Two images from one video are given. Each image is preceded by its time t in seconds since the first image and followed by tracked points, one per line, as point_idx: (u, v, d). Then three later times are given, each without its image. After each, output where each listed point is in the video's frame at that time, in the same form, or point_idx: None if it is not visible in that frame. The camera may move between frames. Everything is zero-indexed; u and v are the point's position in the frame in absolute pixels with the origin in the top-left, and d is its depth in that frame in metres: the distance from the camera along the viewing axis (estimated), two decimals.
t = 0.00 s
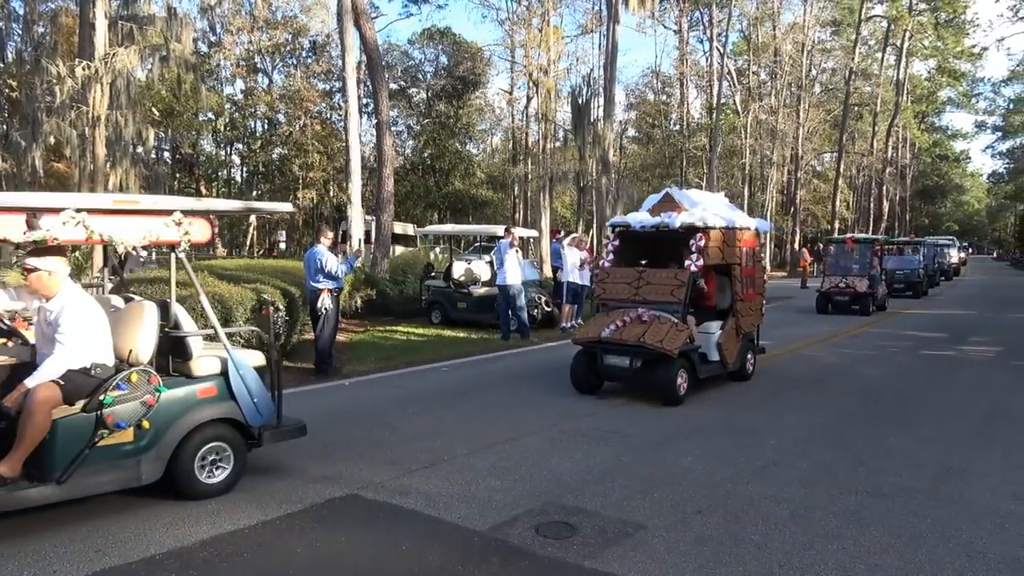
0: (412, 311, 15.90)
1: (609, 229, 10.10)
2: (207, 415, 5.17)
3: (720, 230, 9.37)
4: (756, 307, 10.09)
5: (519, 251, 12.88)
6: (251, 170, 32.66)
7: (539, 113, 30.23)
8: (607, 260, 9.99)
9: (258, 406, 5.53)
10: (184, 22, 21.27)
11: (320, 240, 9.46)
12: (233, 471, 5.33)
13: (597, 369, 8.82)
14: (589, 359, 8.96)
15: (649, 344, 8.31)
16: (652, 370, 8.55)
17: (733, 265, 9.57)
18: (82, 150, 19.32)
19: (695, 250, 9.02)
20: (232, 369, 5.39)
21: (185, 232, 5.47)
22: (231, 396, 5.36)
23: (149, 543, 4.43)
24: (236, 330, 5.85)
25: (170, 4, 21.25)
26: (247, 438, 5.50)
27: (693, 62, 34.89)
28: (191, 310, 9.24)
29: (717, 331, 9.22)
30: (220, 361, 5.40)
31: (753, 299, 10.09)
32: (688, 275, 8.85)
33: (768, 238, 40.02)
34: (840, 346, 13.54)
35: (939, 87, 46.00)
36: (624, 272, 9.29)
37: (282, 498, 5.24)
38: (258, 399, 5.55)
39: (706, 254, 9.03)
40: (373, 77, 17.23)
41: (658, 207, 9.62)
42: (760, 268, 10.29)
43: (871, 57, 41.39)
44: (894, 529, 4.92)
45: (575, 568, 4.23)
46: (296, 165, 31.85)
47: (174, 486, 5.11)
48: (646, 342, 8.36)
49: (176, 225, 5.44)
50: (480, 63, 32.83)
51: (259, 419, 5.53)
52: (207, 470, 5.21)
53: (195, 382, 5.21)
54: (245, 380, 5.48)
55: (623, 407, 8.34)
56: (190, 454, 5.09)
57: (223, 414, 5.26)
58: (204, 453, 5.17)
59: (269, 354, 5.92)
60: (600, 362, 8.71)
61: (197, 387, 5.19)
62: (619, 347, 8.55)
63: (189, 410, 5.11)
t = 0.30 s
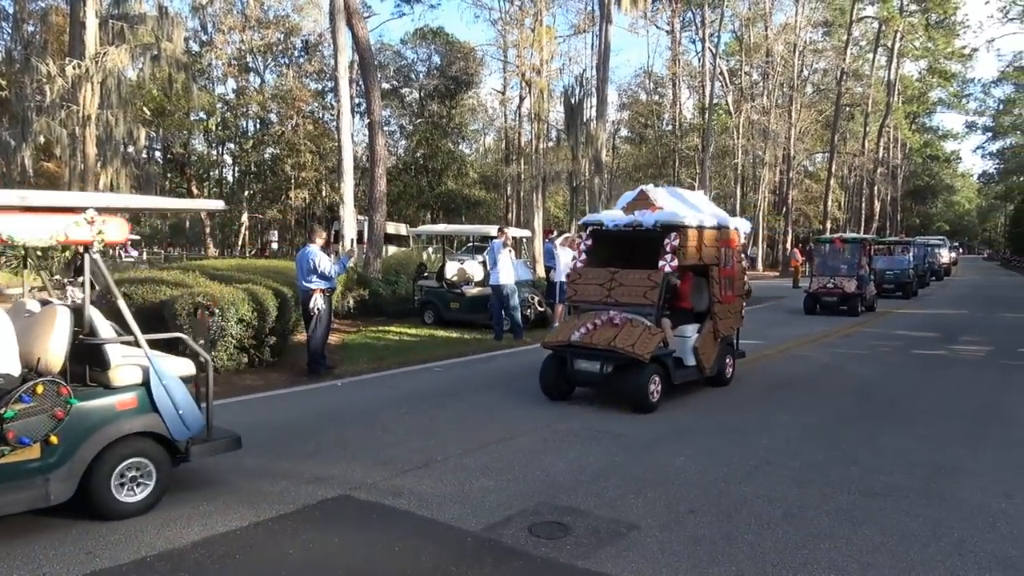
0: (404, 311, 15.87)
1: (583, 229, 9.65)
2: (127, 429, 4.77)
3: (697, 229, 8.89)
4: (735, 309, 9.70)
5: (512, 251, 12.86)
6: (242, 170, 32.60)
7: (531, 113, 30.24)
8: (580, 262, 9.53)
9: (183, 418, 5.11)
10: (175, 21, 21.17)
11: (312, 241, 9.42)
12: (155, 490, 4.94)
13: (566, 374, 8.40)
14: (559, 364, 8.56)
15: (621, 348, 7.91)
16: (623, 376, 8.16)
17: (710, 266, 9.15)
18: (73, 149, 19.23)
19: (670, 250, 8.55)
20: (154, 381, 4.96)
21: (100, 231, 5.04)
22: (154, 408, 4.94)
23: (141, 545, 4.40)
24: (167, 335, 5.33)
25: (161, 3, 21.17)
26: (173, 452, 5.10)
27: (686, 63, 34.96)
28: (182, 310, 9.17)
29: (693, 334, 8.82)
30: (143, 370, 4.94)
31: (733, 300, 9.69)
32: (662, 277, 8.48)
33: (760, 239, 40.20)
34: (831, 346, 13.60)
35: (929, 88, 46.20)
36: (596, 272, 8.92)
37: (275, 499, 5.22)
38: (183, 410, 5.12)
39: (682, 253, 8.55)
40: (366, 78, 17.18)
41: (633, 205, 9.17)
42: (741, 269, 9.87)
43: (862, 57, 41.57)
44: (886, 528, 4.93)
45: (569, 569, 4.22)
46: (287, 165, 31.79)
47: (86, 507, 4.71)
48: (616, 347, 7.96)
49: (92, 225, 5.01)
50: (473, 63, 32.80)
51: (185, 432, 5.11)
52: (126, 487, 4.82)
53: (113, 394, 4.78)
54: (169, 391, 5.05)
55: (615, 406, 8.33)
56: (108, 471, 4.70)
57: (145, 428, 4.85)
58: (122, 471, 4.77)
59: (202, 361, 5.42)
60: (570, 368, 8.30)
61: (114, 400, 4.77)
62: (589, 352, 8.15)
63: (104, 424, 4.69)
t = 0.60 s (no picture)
0: (400, 310, 15.87)
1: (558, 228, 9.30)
2: (39, 444, 4.38)
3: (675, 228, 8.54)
4: (717, 311, 9.34)
5: (508, 251, 12.88)
6: (238, 169, 32.56)
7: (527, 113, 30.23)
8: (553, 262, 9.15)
9: (106, 431, 4.68)
10: (169, 20, 21.07)
11: (309, 240, 9.42)
12: (72, 510, 4.55)
13: (538, 379, 8.02)
14: (531, 369, 8.17)
15: (591, 353, 7.49)
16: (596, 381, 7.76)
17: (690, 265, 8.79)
18: (68, 149, 19.19)
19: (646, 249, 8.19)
20: (71, 391, 4.56)
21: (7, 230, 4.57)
22: (71, 420, 4.55)
23: (137, 545, 4.40)
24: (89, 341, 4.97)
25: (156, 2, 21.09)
26: (96, 469, 4.70)
27: (681, 62, 34.97)
28: (178, 311, 9.18)
29: (672, 337, 8.47)
30: (59, 380, 4.55)
31: (715, 302, 9.33)
32: (637, 278, 8.18)
33: (756, 238, 40.29)
34: (826, 345, 13.61)
35: (924, 88, 46.26)
36: (569, 273, 8.63)
37: (271, 499, 5.21)
38: (106, 422, 4.70)
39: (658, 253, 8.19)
40: (362, 77, 17.15)
41: (609, 203, 8.81)
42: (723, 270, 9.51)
43: (857, 57, 41.61)
44: (882, 527, 4.94)
45: (565, 568, 4.23)
46: (283, 165, 31.74)
47: None
48: (587, 350, 7.56)
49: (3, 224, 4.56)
50: (468, 63, 32.76)
51: (108, 447, 4.68)
52: (40, 508, 4.42)
53: (24, 406, 4.40)
54: (89, 402, 4.64)
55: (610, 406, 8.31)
56: (18, 487, 4.31)
57: (60, 442, 4.45)
58: (34, 489, 4.37)
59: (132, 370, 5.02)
60: (542, 372, 7.93)
61: (23, 412, 4.37)
62: (561, 356, 7.76)
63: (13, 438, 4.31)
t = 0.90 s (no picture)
0: (401, 309, 15.87)
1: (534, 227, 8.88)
2: None
3: (654, 226, 8.15)
4: (703, 313, 8.99)
5: (509, 250, 12.89)
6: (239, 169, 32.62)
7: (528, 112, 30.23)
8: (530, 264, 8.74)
9: (23, 446, 4.30)
10: (171, 19, 21.07)
11: (310, 239, 9.43)
12: None
13: (512, 385, 7.65)
14: (505, 373, 7.80)
15: (564, 358, 7.12)
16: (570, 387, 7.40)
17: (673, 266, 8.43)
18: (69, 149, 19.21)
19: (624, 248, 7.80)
20: None
21: None
22: None
23: (138, 544, 4.40)
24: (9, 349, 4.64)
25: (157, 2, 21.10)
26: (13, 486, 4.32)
27: (682, 62, 34.97)
28: (178, 309, 9.18)
29: (653, 341, 8.14)
30: None
31: (700, 304, 8.98)
32: (615, 278, 7.81)
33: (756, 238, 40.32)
34: (827, 344, 13.62)
35: (925, 87, 46.27)
36: (545, 273, 8.25)
37: (272, 498, 5.22)
38: (24, 437, 4.33)
39: (637, 252, 7.79)
40: (363, 76, 17.15)
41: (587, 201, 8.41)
42: (709, 270, 9.14)
43: (858, 56, 41.62)
44: (882, 526, 4.94)
45: (566, 567, 4.23)
46: (284, 164, 31.80)
47: None
48: (561, 356, 7.17)
49: None
50: (469, 62, 32.79)
51: (26, 462, 4.30)
52: None
53: None
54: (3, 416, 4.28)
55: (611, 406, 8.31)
56: None
57: None
58: None
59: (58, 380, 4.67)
60: (515, 377, 7.58)
61: None
62: (534, 361, 7.39)
63: None
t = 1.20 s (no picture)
0: (406, 308, 15.87)
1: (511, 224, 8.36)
2: None
3: (634, 225, 7.69)
4: (688, 315, 8.59)
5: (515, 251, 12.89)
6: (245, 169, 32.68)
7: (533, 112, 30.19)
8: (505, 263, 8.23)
9: None
10: (177, 19, 21.10)
11: (316, 238, 9.46)
12: None
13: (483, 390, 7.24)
14: (478, 377, 7.39)
15: (538, 363, 6.64)
16: (543, 394, 6.96)
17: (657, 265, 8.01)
18: (75, 148, 19.25)
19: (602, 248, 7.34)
20: None
21: None
22: None
23: (144, 542, 4.41)
24: None
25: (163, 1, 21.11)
26: None
27: (688, 61, 34.91)
28: (184, 307, 9.16)
29: (635, 346, 7.74)
30: None
31: (686, 307, 8.57)
32: (593, 279, 7.32)
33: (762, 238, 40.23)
34: (832, 344, 13.60)
35: (931, 87, 46.13)
36: (520, 273, 7.72)
37: (277, 496, 5.22)
38: None
39: (616, 253, 7.34)
40: (369, 76, 17.16)
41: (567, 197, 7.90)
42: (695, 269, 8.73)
43: (864, 55, 41.53)
44: (888, 526, 4.94)
45: (571, 568, 4.22)
46: (289, 163, 31.84)
47: None
48: (533, 361, 6.70)
49: None
50: (474, 61, 32.79)
51: None
52: None
53: None
54: None
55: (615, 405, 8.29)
56: None
57: None
58: None
59: None
60: (487, 383, 7.14)
61: None
62: (505, 366, 6.92)
63: None
